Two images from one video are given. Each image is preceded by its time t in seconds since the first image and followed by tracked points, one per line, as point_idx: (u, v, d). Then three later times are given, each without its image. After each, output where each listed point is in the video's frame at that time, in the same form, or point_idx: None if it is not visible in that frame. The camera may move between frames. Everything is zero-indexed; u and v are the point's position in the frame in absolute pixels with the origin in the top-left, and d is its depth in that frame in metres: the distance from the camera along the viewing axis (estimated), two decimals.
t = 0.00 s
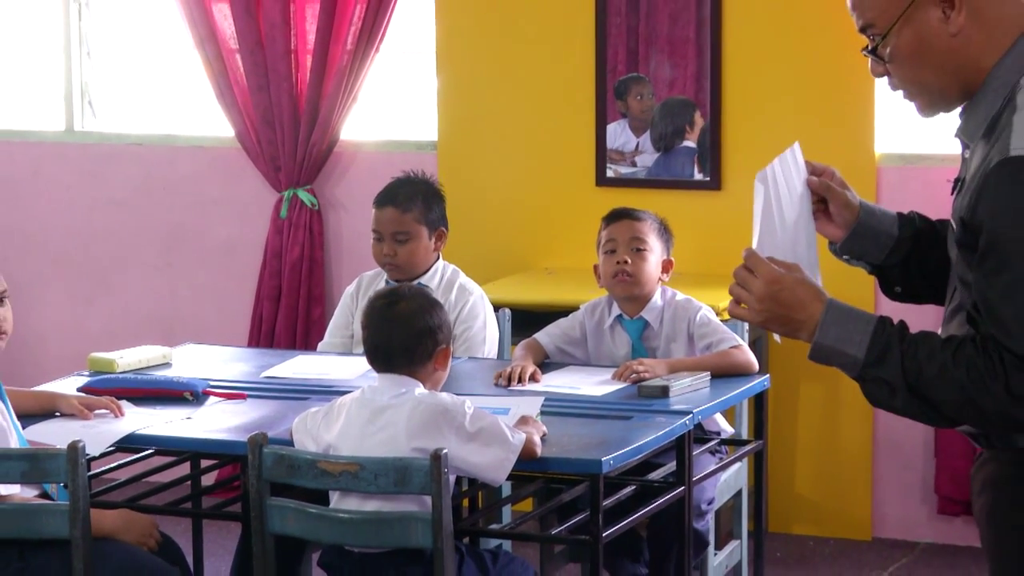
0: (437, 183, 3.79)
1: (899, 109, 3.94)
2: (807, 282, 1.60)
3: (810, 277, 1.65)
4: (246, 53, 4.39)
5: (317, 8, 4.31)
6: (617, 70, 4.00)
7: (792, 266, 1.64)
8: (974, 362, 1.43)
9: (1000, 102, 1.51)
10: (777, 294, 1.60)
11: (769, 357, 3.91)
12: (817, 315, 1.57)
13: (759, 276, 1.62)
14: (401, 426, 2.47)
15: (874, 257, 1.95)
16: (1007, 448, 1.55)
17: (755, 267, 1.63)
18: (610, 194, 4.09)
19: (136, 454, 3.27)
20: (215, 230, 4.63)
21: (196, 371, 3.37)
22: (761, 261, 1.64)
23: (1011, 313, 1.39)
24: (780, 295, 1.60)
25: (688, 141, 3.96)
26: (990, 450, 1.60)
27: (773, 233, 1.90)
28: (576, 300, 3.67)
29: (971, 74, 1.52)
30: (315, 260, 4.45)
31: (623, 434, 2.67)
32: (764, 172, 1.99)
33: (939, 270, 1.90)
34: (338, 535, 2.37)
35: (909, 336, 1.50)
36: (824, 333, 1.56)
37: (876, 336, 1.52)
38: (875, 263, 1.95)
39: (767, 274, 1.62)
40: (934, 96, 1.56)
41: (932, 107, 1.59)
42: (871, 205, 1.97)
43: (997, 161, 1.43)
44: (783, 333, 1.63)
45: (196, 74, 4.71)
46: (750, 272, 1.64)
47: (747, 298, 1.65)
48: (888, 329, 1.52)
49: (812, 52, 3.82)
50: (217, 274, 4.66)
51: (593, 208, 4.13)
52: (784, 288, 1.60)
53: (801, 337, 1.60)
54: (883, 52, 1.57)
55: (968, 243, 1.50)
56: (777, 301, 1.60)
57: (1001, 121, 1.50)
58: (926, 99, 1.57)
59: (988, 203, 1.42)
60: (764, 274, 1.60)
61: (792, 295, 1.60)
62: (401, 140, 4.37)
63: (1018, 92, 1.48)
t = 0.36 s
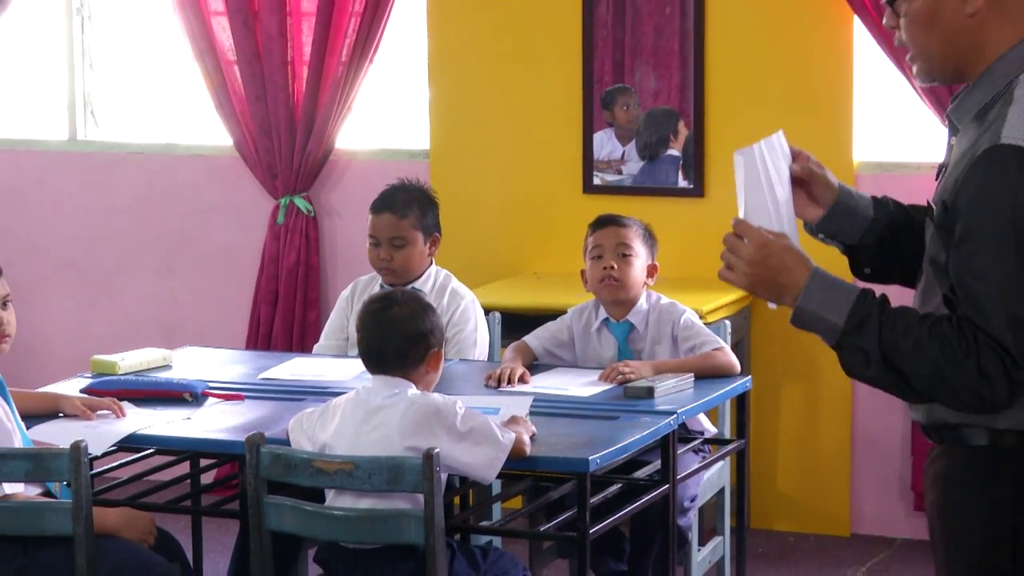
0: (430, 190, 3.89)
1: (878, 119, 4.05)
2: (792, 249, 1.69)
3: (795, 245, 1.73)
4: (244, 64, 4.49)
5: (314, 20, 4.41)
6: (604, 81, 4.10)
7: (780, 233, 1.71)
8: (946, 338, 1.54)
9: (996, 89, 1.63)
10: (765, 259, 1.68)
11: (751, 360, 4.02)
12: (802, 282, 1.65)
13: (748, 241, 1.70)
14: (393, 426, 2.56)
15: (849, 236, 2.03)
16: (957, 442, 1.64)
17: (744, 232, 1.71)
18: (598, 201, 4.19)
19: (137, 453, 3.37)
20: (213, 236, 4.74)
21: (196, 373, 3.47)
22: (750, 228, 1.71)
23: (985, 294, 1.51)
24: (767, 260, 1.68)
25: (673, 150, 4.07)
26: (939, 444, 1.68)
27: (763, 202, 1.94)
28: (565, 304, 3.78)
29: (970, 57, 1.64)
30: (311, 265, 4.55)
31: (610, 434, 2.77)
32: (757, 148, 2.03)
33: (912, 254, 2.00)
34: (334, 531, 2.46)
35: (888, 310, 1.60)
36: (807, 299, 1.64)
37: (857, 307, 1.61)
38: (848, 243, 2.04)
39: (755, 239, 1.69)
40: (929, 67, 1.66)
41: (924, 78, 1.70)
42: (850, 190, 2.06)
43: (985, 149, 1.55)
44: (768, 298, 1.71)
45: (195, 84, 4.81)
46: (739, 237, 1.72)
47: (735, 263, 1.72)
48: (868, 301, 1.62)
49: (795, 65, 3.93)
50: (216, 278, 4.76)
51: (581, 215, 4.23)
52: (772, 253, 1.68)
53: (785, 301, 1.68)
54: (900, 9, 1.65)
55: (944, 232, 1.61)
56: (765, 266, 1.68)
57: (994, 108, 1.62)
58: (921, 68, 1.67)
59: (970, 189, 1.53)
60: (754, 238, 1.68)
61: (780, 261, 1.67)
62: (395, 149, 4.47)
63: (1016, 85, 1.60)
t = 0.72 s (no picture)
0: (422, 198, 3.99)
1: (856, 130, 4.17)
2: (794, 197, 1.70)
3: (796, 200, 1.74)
4: (242, 78, 4.60)
5: (310, 34, 4.53)
6: (590, 93, 4.20)
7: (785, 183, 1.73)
8: (923, 306, 1.57)
9: (1002, 90, 1.69)
10: (766, 198, 1.69)
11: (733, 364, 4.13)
12: (799, 226, 1.67)
13: (753, 179, 1.71)
14: (387, 427, 2.65)
15: (843, 182, 2.06)
16: (913, 440, 1.73)
17: (751, 172, 1.72)
18: (585, 210, 4.30)
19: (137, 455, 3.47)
20: (211, 244, 4.84)
21: (195, 377, 3.58)
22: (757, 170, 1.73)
23: (968, 273, 1.55)
24: (767, 201, 1.69)
25: (657, 160, 4.18)
26: (896, 439, 1.76)
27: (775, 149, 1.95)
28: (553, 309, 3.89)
29: (985, 52, 1.69)
30: (307, 271, 4.65)
31: (596, 435, 2.85)
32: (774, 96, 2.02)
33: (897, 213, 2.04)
34: (329, 529, 2.54)
35: (872, 273, 1.62)
36: (797, 245, 1.66)
37: (844, 263, 1.63)
38: (843, 189, 2.07)
39: (760, 179, 1.70)
40: (943, 53, 1.71)
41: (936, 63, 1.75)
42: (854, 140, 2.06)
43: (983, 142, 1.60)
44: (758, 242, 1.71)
45: (194, 96, 4.92)
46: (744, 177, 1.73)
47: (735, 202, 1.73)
48: (859, 257, 1.64)
49: (777, 77, 4.04)
50: (214, 285, 4.86)
51: (570, 222, 4.34)
52: (774, 195, 1.69)
53: (774, 245, 1.69)
54: None
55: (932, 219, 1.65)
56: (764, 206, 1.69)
57: (999, 108, 1.67)
58: (938, 51, 1.72)
59: (966, 176, 1.58)
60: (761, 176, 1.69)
61: (779, 204, 1.68)
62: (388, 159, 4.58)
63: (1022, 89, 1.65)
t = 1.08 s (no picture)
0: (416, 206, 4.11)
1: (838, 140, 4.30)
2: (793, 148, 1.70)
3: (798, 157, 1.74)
4: (242, 90, 4.72)
5: (308, 48, 4.64)
6: (579, 106, 4.33)
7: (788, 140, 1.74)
8: (900, 263, 1.56)
9: (986, 92, 1.71)
10: (767, 144, 1.70)
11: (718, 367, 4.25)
12: (795, 172, 1.67)
13: (758, 127, 1.72)
14: (382, 428, 2.75)
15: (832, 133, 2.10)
16: (892, 438, 1.76)
17: (756, 120, 1.74)
18: (574, 217, 4.42)
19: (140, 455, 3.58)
20: (211, 250, 4.96)
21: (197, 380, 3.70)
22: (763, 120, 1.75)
23: (949, 241, 1.55)
24: (768, 146, 1.70)
25: (643, 169, 4.30)
26: (876, 436, 1.80)
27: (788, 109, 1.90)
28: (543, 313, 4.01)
29: (977, 52, 1.72)
30: (305, 277, 4.77)
31: (584, 436, 2.95)
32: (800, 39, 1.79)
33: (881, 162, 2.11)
34: (326, 527, 2.63)
35: (859, 227, 1.62)
36: (790, 190, 1.66)
37: (833, 214, 1.63)
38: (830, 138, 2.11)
39: (764, 126, 1.72)
40: (936, 49, 1.75)
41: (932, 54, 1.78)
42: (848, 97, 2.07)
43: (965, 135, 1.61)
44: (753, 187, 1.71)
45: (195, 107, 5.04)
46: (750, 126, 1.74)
47: (736, 147, 1.74)
48: (846, 213, 1.63)
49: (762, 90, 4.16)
50: (214, 290, 4.98)
51: (560, 230, 4.45)
52: (775, 142, 1.70)
53: (767, 190, 1.69)
54: None
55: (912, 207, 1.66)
56: (764, 150, 1.70)
57: (977, 109, 1.71)
58: (932, 46, 1.76)
59: (946, 159, 1.59)
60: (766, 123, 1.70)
61: (779, 150, 1.69)
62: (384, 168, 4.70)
63: (1005, 93, 1.68)
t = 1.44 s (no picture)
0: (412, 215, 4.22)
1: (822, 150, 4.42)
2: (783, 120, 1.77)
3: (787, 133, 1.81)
4: (243, 103, 4.84)
5: (306, 62, 4.76)
6: (569, 117, 4.44)
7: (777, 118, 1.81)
8: (877, 247, 1.62)
9: (965, 101, 1.79)
10: (759, 116, 1.77)
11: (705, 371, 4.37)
12: (784, 144, 1.73)
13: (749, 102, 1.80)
14: (376, 429, 2.86)
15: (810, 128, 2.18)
16: (875, 436, 1.82)
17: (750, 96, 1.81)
18: (566, 225, 4.53)
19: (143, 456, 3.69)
20: (213, 257, 5.08)
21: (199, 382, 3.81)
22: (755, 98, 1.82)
23: (927, 239, 1.61)
24: (759, 118, 1.77)
25: (631, 179, 4.42)
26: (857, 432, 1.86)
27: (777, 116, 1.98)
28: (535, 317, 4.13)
29: (954, 65, 1.80)
30: (304, 284, 4.89)
31: (574, 436, 3.06)
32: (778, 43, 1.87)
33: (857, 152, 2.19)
34: (324, 525, 2.73)
35: (842, 207, 1.68)
36: (779, 159, 1.72)
37: (815, 194, 1.68)
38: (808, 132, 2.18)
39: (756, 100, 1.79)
40: (914, 63, 1.84)
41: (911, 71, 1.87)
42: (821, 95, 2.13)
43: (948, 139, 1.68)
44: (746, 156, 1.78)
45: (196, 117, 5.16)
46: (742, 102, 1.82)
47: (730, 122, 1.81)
48: (830, 192, 1.69)
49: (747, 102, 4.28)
50: (215, 296, 5.10)
51: (552, 237, 4.57)
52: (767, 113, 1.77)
53: (759, 157, 1.75)
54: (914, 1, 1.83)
55: (891, 205, 1.72)
56: (757, 121, 1.77)
57: (958, 117, 1.78)
58: (911, 60, 1.85)
59: (931, 158, 1.66)
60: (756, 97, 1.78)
61: (769, 122, 1.76)
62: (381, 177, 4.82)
63: (983, 103, 1.75)
